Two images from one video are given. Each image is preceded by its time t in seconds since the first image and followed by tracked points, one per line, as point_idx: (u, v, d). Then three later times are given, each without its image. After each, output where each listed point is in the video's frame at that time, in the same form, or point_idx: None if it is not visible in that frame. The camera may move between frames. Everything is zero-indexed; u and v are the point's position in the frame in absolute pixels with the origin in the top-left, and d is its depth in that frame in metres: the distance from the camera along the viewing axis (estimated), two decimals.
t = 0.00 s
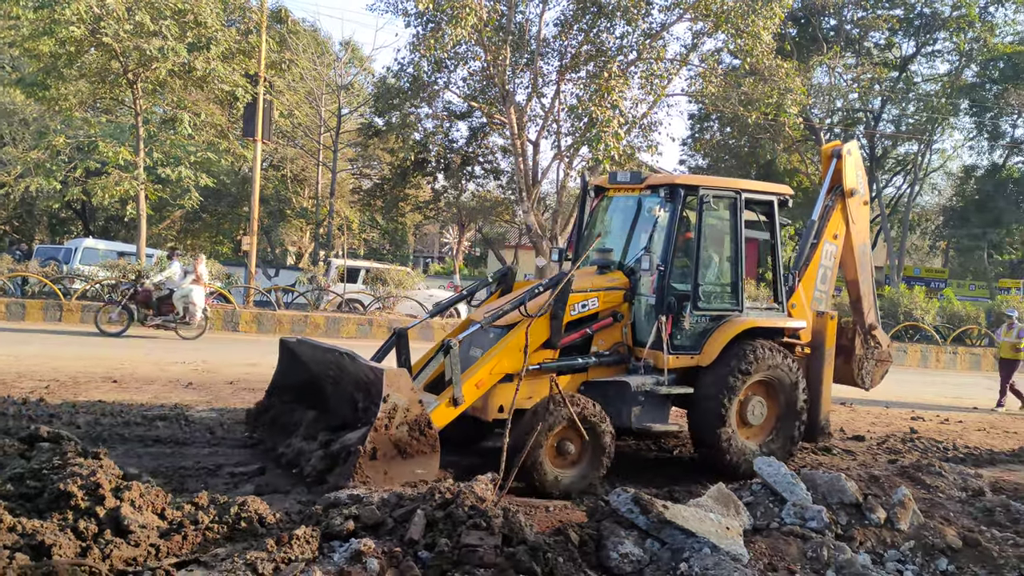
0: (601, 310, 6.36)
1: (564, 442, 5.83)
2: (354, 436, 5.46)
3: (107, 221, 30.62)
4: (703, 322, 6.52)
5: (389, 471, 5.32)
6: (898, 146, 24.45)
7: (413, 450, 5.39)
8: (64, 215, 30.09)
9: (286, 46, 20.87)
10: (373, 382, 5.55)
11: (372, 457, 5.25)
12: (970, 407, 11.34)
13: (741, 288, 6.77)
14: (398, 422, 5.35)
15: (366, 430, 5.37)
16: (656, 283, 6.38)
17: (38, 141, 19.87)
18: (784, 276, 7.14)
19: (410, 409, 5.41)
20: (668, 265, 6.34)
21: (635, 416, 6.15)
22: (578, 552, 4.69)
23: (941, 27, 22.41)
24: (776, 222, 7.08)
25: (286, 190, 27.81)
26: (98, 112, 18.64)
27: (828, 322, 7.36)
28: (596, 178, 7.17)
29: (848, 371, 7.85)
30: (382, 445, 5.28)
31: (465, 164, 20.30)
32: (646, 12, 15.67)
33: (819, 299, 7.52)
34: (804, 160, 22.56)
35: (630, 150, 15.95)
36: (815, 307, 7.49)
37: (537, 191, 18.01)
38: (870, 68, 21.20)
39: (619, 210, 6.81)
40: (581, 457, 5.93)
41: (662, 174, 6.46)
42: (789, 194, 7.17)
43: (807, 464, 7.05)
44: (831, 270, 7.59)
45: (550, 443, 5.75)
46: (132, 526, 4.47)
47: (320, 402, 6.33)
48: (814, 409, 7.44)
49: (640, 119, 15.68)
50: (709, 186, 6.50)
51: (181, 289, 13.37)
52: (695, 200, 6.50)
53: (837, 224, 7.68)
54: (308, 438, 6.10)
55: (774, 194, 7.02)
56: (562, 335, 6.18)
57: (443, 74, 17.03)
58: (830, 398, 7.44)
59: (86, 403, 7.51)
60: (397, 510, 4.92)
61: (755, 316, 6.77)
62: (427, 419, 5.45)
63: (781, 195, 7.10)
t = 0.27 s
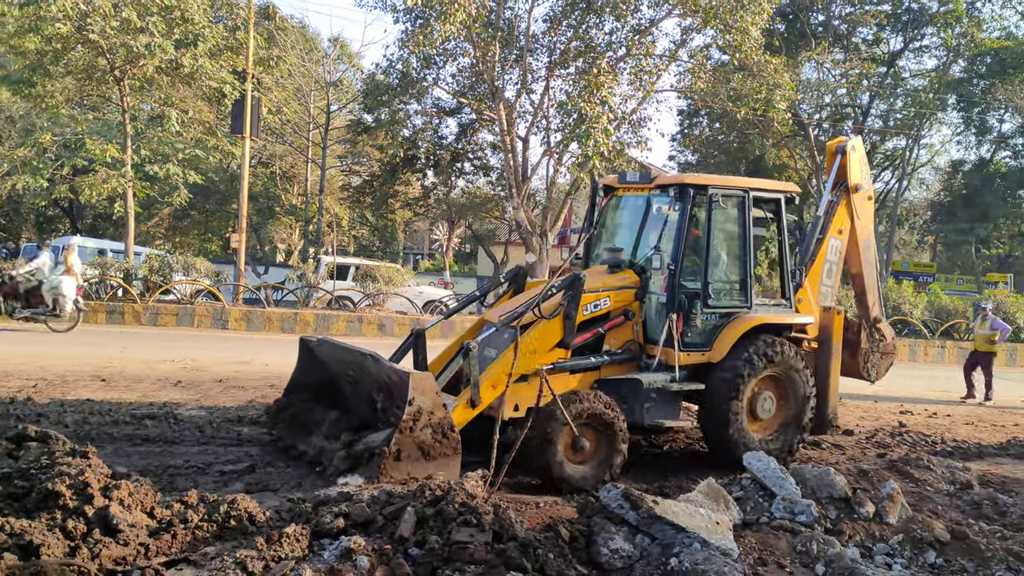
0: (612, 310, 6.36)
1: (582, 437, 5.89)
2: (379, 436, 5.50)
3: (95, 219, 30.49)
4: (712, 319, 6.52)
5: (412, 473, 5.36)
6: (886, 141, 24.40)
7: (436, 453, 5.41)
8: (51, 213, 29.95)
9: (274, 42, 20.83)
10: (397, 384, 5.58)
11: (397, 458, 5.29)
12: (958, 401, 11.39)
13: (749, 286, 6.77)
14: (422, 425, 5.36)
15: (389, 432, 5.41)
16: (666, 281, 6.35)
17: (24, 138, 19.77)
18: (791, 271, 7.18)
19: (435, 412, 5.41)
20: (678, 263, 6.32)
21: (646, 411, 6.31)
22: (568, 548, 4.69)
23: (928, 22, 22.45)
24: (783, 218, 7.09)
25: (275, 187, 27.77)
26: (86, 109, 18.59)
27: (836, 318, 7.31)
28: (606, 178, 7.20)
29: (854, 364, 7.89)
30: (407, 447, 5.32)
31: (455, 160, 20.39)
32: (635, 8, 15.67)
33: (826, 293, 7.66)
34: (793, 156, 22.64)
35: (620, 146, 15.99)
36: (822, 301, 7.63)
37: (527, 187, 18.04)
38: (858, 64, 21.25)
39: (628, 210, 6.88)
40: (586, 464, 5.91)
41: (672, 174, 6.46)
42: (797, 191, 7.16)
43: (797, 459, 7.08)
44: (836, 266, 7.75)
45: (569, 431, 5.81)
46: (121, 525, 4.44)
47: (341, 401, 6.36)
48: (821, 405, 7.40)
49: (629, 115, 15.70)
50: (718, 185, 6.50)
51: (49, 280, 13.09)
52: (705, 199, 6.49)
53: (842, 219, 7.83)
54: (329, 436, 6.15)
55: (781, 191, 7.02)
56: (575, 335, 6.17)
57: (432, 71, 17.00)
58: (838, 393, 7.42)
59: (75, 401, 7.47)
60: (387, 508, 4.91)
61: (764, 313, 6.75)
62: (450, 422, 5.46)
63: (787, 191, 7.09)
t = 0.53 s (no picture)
0: (626, 309, 6.37)
1: (603, 439, 5.93)
2: (410, 437, 5.50)
3: (85, 219, 30.36)
4: (724, 316, 6.60)
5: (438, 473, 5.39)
6: (876, 138, 24.42)
7: (462, 455, 5.44)
8: (41, 212, 29.87)
9: (264, 41, 20.81)
10: (423, 386, 5.60)
11: (426, 459, 5.33)
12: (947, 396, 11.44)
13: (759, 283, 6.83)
14: (451, 427, 5.41)
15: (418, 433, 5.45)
16: (678, 281, 6.34)
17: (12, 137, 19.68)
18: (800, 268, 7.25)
19: (463, 415, 5.46)
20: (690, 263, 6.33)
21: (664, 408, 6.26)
22: (561, 546, 4.70)
23: (917, 19, 22.45)
24: (789, 215, 7.09)
25: (266, 186, 27.77)
26: (75, 109, 18.57)
27: (843, 313, 7.47)
28: (615, 176, 7.18)
29: (860, 355, 8.01)
30: (435, 448, 5.36)
31: (445, 159, 20.36)
32: (625, 6, 15.69)
33: (831, 286, 7.69)
34: (783, 153, 22.69)
35: (610, 144, 16.01)
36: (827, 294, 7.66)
37: (518, 185, 18.06)
38: (848, 60, 21.32)
39: (637, 209, 6.84)
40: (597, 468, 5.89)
41: (681, 173, 6.44)
42: (804, 188, 7.15)
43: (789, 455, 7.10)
44: (840, 258, 7.77)
45: (594, 429, 5.85)
46: (112, 528, 4.40)
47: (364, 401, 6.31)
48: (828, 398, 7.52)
49: (619, 113, 15.74)
50: (726, 183, 6.49)
51: None
52: (713, 198, 6.49)
53: (845, 213, 7.87)
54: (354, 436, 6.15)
55: (788, 189, 7.01)
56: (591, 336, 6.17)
57: (422, 69, 16.99)
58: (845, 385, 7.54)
59: (64, 403, 7.44)
60: (379, 507, 4.90)
61: (774, 310, 6.80)
62: (477, 426, 5.51)
63: (793, 189, 7.08)
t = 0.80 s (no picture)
0: (639, 305, 6.35)
1: (617, 434, 5.93)
2: (434, 424, 5.51)
3: (76, 219, 30.23)
4: (733, 314, 6.64)
5: (462, 462, 5.35)
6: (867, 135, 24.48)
7: (484, 444, 5.40)
8: (31, 212, 29.74)
9: (255, 40, 20.77)
10: (446, 378, 5.63)
11: (451, 446, 5.31)
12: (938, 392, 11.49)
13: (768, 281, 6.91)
14: (476, 416, 5.37)
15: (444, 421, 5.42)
16: (691, 277, 6.40)
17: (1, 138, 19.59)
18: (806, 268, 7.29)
19: (487, 405, 5.43)
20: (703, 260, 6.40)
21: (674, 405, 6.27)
22: (554, 544, 4.69)
23: (908, 16, 22.53)
24: (796, 215, 7.21)
25: (257, 185, 27.74)
26: (64, 109, 18.49)
27: (848, 313, 7.54)
28: (625, 176, 7.22)
29: (858, 359, 7.97)
30: (460, 436, 5.34)
31: (438, 157, 20.39)
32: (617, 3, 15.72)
33: (832, 289, 7.67)
34: (775, 150, 22.73)
35: (603, 141, 16.03)
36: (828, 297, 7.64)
37: (511, 183, 18.09)
38: (839, 58, 21.40)
39: (648, 209, 6.92)
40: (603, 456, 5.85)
41: (694, 173, 6.53)
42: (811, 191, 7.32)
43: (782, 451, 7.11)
44: (841, 263, 7.78)
45: (611, 421, 5.87)
46: (105, 529, 4.35)
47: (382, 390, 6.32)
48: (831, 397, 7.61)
49: (612, 111, 15.76)
50: (739, 183, 6.62)
51: None
52: (725, 197, 6.60)
53: (847, 218, 7.93)
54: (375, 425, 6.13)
55: (795, 190, 7.16)
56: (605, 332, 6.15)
57: (414, 67, 16.99)
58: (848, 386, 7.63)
59: (55, 404, 7.40)
60: (372, 506, 4.88)
61: (782, 309, 6.89)
62: (500, 416, 5.49)
63: (800, 190, 7.23)
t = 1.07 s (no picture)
0: (649, 306, 6.37)
1: (629, 434, 5.96)
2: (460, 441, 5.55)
3: (69, 219, 30.15)
4: (741, 311, 6.70)
5: (489, 475, 5.33)
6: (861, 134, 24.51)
7: (510, 457, 5.41)
8: (25, 212, 29.66)
9: (248, 40, 20.77)
10: (467, 393, 5.68)
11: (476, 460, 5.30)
12: (932, 389, 11.52)
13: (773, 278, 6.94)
14: (499, 431, 5.38)
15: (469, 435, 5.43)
16: (700, 275, 6.46)
17: None
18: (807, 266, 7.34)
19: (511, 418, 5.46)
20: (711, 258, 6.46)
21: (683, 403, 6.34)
22: (550, 543, 4.68)
23: (901, 14, 22.58)
24: (798, 213, 7.21)
25: (252, 185, 27.73)
26: (57, 109, 18.45)
27: (851, 309, 7.44)
28: (630, 175, 7.18)
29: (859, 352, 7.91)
30: (485, 450, 5.34)
31: (432, 156, 20.42)
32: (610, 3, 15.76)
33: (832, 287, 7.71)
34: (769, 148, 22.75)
35: (597, 140, 16.05)
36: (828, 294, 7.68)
37: (505, 182, 18.12)
38: (832, 56, 21.46)
39: (653, 210, 6.89)
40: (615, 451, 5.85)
41: (700, 173, 6.56)
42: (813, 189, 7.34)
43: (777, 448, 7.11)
44: (841, 260, 7.81)
45: (626, 422, 5.91)
46: (100, 530, 4.32)
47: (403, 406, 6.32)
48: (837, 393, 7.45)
49: (605, 110, 15.78)
50: (744, 183, 6.68)
51: None
52: (731, 196, 6.64)
53: (845, 215, 7.96)
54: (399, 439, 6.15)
55: (797, 189, 7.19)
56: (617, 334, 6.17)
57: (408, 67, 16.98)
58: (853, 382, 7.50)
59: (49, 405, 7.39)
60: (368, 506, 4.86)
61: (788, 306, 6.93)
62: (524, 429, 5.50)
63: (802, 189, 7.25)
